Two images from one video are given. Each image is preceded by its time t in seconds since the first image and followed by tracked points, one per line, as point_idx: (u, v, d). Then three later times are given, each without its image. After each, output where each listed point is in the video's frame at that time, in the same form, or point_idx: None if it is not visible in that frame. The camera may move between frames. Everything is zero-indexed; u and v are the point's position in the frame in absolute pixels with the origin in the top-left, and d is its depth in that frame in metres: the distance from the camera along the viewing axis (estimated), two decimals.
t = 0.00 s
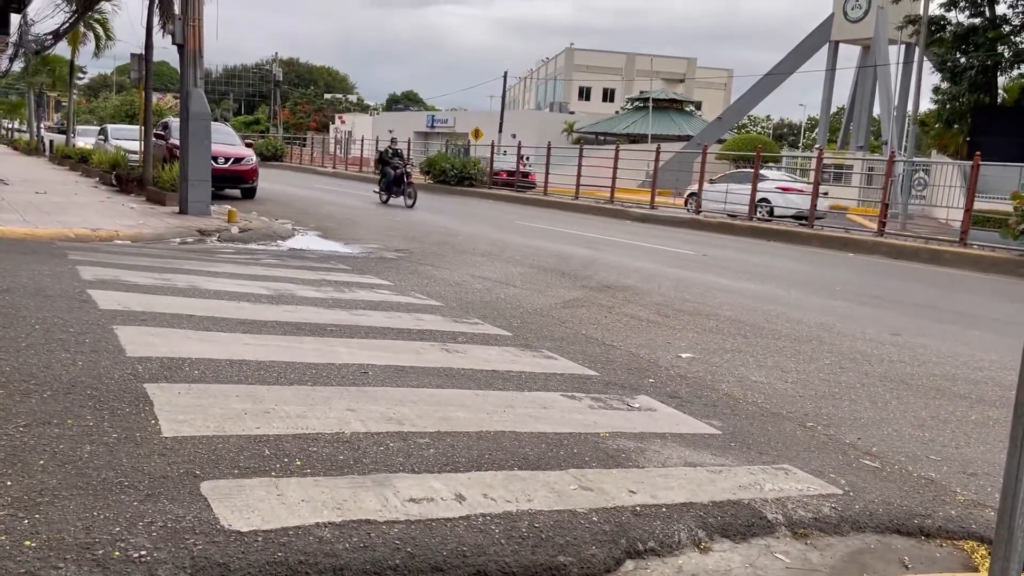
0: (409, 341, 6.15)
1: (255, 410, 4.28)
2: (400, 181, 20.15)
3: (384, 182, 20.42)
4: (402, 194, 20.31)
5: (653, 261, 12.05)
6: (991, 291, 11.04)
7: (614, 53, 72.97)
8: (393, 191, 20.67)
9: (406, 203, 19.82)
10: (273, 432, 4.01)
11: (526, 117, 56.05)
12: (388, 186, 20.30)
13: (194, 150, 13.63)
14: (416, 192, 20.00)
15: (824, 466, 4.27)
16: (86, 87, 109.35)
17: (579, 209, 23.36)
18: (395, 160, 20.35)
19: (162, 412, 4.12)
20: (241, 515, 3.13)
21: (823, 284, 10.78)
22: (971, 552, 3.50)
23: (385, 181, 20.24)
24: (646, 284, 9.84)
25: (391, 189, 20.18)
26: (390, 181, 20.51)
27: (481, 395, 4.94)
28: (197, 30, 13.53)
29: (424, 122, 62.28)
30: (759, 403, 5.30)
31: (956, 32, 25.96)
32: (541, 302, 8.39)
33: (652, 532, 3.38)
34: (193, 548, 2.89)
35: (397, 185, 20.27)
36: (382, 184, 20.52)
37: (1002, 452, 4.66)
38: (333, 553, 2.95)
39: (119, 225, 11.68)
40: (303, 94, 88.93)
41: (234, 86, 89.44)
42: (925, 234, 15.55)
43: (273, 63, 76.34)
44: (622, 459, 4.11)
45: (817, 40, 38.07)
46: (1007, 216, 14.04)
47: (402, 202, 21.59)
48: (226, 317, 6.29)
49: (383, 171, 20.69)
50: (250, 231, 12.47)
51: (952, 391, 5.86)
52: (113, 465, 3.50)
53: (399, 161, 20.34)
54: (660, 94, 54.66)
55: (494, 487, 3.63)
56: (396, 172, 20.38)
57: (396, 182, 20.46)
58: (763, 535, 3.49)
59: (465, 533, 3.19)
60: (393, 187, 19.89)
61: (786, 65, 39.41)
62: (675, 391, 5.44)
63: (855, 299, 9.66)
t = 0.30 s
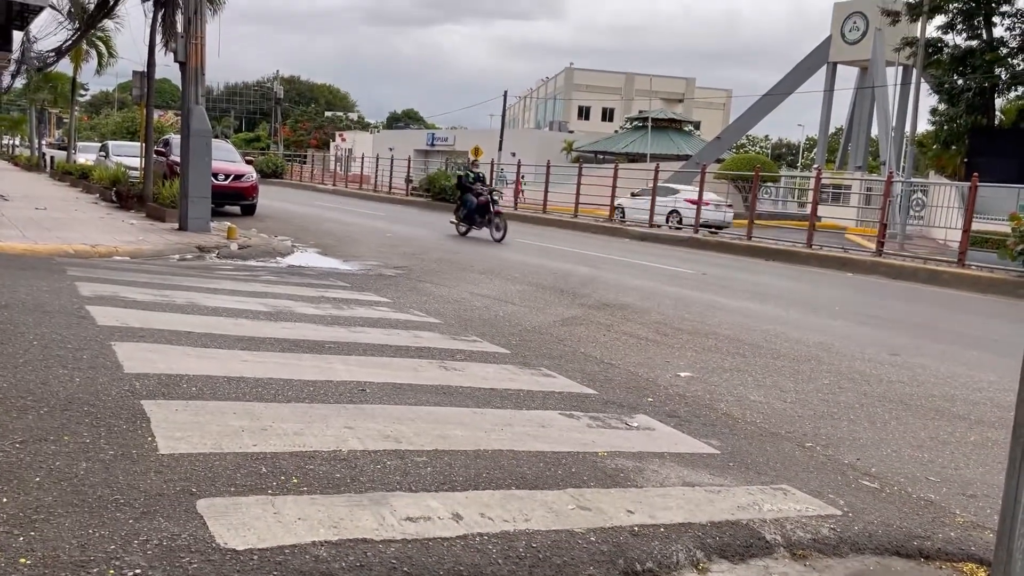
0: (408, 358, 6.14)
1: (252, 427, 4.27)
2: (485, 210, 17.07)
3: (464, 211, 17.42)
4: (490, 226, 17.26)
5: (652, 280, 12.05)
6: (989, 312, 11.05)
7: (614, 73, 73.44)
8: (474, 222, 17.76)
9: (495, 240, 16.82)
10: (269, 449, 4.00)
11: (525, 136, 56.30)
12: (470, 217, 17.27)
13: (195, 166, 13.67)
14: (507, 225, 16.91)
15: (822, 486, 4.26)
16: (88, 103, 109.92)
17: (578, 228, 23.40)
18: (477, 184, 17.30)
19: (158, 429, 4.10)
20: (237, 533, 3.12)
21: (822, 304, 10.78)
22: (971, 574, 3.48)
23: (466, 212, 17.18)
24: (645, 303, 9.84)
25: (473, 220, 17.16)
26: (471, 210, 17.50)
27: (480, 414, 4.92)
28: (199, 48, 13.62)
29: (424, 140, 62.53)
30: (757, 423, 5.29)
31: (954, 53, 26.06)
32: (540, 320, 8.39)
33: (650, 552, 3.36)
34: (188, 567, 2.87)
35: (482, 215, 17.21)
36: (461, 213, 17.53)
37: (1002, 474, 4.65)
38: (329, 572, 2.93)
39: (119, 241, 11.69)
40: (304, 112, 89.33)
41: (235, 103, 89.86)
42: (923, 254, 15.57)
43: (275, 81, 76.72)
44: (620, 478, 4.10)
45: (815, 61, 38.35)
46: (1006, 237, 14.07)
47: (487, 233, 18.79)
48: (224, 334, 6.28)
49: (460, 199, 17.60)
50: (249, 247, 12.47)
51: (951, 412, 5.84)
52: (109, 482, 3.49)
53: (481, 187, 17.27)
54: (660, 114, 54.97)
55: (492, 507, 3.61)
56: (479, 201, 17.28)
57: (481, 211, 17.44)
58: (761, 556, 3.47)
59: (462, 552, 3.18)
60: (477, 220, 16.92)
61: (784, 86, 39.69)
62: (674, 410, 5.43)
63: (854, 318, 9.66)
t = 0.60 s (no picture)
0: (405, 373, 6.13)
1: (248, 440, 4.26)
2: (608, 242, 14.00)
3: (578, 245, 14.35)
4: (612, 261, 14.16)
5: (649, 296, 12.06)
6: (987, 330, 11.05)
7: (612, 89, 73.82)
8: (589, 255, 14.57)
9: (623, 278, 13.72)
10: (265, 463, 3.99)
11: (524, 151, 56.51)
12: (587, 250, 14.20)
13: (193, 179, 13.69)
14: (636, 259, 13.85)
15: (819, 503, 4.24)
16: (88, 116, 110.29)
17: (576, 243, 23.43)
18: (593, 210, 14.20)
19: (153, 443, 4.08)
20: (232, 548, 3.10)
21: (819, 321, 10.78)
22: None
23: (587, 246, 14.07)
24: (643, 319, 9.84)
25: (593, 254, 14.06)
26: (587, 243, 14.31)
27: (476, 429, 4.91)
28: (199, 62, 13.68)
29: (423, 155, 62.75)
30: (754, 439, 5.28)
31: (950, 73, 25.96)
32: (537, 335, 8.38)
33: (646, 569, 3.35)
34: None
35: (602, 249, 14.17)
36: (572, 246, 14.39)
37: (1000, 492, 4.64)
38: None
39: (116, 253, 11.69)
40: (304, 126, 89.66)
41: (234, 117, 90.19)
42: (921, 271, 15.52)
43: (274, 95, 77.05)
44: (617, 494, 4.08)
45: (812, 79, 38.59)
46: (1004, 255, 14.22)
47: (518, 254, 17.78)
48: (221, 347, 6.28)
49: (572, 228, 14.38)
50: (247, 261, 12.48)
51: (949, 430, 5.84)
52: (103, 495, 3.47)
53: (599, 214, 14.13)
54: (658, 130, 55.23)
55: (488, 522, 3.59)
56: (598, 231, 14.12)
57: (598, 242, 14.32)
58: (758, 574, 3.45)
59: (457, 568, 3.16)
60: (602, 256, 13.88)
61: (782, 103, 39.88)
62: (671, 426, 5.42)
63: (851, 336, 9.66)
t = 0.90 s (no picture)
0: (401, 382, 6.11)
1: (243, 449, 4.25)
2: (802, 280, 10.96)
3: (758, 283, 11.35)
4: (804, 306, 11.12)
5: (645, 306, 12.07)
6: (982, 342, 11.08)
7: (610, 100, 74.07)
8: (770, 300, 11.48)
9: (826, 331, 10.64)
10: (260, 472, 3.97)
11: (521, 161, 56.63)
12: (772, 291, 11.14)
13: (190, 187, 13.70)
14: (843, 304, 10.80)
15: (815, 515, 4.24)
16: (86, 124, 110.38)
17: (573, 253, 23.45)
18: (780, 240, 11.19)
19: (148, 451, 4.07)
20: (226, 557, 3.09)
21: (815, 331, 10.80)
22: None
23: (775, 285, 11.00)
24: (639, 329, 9.84)
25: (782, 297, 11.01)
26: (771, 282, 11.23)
27: (472, 438, 4.90)
28: (198, 70, 13.71)
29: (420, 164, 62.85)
30: (750, 450, 5.28)
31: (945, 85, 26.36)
32: (533, 345, 8.37)
33: None
34: None
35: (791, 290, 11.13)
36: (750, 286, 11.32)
37: (995, 504, 4.64)
38: None
39: (112, 260, 11.67)
40: (302, 134, 89.78)
41: (232, 125, 90.31)
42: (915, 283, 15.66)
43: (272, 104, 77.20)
44: (613, 505, 4.08)
45: (809, 90, 38.76)
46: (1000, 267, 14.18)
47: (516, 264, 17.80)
48: (217, 355, 6.27)
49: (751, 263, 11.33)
50: (243, 269, 12.47)
51: (944, 442, 5.84)
52: (97, 504, 3.46)
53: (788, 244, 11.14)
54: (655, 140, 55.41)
55: (483, 532, 3.58)
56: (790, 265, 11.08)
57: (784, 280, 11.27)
58: None
59: None
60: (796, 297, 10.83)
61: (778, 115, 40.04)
62: (667, 437, 5.42)
63: (846, 347, 9.67)
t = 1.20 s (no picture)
0: (395, 387, 6.11)
1: (237, 454, 4.23)
2: None
3: None
4: None
5: (641, 312, 12.08)
6: (977, 349, 11.08)
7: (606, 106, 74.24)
8: None
9: None
10: (254, 477, 3.96)
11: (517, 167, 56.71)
12: None
13: (186, 191, 13.67)
14: None
15: (810, 521, 4.24)
16: (82, 127, 110.23)
17: (569, 258, 23.47)
18: None
19: (141, 456, 4.05)
20: (220, 562, 3.07)
21: (811, 338, 10.82)
22: None
23: None
24: (635, 335, 9.84)
25: None
26: None
27: (467, 444, 4.89)
28: (194, 74, 13.70)
29: (417, 170, 62.91)
30: (745, 457, 5.28)
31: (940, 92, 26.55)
32: (529, 350, 8.37)
33: None
34: None
35: None
36: None
37: (989, 511, 4.65)
38: None
39: (107, 264, 11.64)
40: (298, 139, 89.75)
41: (229, 129, 90.27)
42: (911, 291, 15.68)
43: (269, 109, 77.24)
44: (608, 511, 4.07)
45: (804, 97, 38.90)
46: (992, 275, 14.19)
47: (512, 269, 17.79)
48: (212, 360, 6.24)
49: None
50: (238, 273, 12.45)
51: (939, 449, 5.85)
52: (90, 509, 3.44)
53: None
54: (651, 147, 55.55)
55: (477, 538, 3.58)
56: None
57: None
58: None
59: None
60: None
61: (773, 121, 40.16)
62: (662, 443, 5.42)
63: (842, 354, 9.68)
